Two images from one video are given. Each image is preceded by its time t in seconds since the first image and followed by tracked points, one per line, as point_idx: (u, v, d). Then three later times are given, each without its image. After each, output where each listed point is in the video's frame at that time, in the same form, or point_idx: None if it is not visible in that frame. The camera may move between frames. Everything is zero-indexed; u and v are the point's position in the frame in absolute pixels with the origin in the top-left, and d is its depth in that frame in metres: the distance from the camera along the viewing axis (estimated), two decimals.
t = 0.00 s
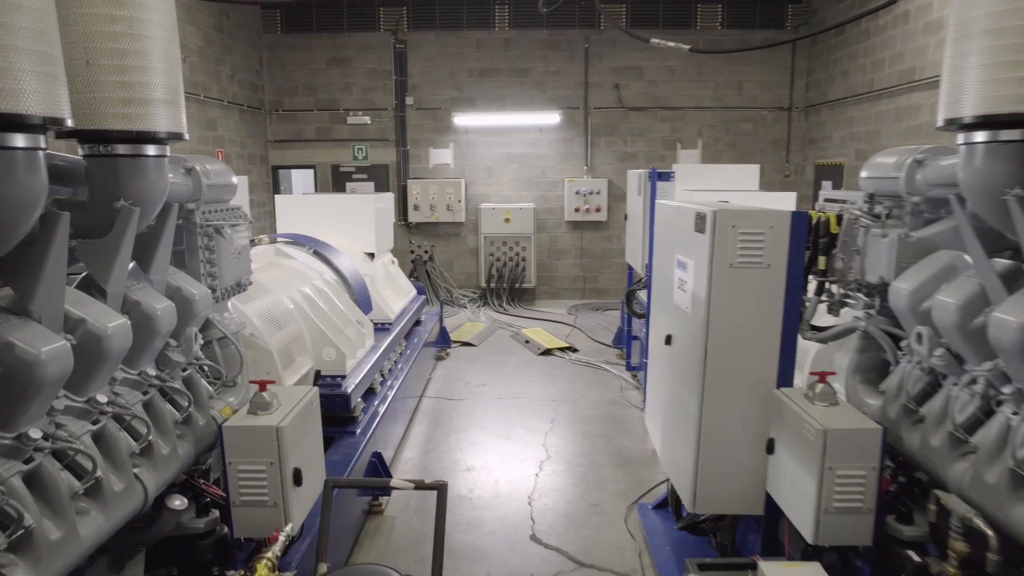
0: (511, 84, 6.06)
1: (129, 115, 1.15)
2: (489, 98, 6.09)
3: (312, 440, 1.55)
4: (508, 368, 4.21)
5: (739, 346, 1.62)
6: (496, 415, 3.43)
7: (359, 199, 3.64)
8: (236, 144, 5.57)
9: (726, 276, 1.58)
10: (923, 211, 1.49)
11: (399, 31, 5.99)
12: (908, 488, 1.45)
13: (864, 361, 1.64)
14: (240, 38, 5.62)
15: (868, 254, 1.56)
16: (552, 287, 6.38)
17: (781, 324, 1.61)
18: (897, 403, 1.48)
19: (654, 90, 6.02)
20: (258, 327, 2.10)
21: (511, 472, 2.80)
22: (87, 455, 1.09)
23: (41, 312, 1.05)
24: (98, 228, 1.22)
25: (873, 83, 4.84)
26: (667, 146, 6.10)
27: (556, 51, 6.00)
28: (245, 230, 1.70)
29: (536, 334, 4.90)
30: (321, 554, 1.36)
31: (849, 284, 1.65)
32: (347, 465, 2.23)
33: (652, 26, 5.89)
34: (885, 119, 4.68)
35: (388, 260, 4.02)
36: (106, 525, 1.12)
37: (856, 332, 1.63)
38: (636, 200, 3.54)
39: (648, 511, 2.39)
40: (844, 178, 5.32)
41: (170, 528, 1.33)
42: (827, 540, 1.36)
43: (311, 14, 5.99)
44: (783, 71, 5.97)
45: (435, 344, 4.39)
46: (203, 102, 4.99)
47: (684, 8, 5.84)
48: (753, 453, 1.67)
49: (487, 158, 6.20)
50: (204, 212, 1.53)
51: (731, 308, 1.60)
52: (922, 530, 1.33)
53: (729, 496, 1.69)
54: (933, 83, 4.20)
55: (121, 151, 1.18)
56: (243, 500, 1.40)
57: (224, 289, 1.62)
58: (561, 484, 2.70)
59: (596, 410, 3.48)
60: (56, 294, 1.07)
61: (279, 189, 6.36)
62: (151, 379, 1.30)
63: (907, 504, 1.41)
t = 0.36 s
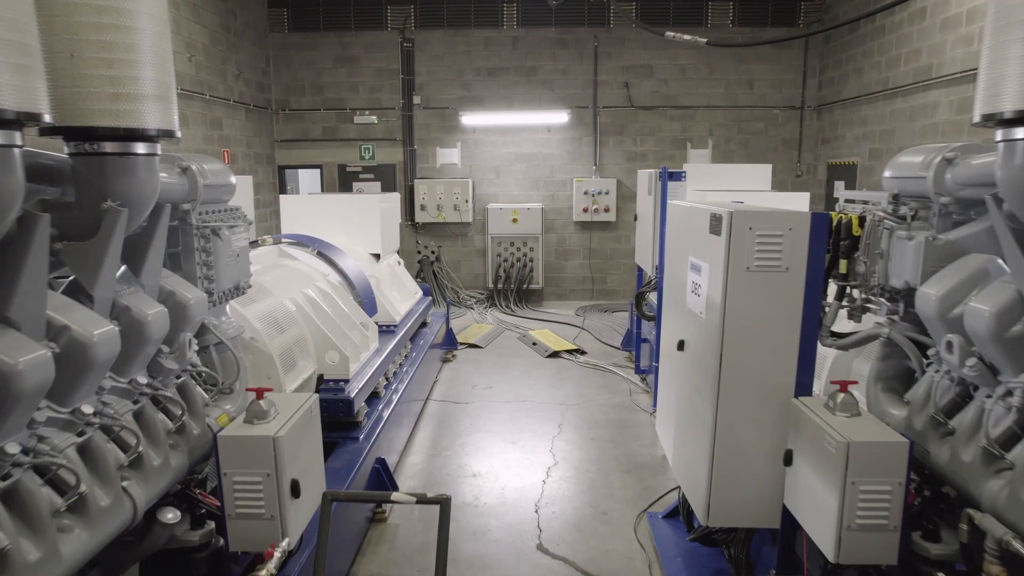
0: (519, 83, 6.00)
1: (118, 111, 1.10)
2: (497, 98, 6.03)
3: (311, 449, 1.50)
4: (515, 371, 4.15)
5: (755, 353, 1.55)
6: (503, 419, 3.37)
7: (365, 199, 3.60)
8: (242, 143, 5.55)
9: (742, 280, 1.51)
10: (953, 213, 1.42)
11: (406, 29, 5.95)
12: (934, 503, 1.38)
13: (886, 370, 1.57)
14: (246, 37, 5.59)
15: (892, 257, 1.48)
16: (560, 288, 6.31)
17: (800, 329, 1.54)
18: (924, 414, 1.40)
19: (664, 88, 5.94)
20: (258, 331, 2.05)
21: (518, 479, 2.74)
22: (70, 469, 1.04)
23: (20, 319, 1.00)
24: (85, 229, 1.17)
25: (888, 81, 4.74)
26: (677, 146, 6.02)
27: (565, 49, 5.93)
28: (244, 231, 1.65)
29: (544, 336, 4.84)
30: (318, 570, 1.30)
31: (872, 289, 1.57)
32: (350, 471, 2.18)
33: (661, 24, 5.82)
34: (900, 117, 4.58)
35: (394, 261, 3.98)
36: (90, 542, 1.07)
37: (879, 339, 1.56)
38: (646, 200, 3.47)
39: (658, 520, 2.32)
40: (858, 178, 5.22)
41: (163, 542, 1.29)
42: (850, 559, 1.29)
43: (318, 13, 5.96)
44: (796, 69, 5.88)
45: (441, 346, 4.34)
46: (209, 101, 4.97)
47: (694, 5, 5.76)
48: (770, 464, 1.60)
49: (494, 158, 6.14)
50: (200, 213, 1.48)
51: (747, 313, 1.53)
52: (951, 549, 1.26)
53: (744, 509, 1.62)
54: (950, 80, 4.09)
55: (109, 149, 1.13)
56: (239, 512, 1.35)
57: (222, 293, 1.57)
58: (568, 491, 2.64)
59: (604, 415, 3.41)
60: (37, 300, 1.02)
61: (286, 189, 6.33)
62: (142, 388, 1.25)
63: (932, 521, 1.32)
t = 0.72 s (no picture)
0: (518, 82, 5.94)
1: (93, 107, 1.05)
2: (496, 97, 5.97)
3: (301, 461, 1.44)
4: (515, 374, 4.09)
5: (764, 360, 1.49)
6: (502, 423, 3.31)
7: (362, 199, 3.54)
8: (239, 143, 5.49)
9: (751, 284, 1.45)
10: (971, 215, 1.36)
11: (405, 28, 5.89)
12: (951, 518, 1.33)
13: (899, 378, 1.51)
14: (244, 36, 5.53)
15: (908, 261, 1.42)
16: (560, 289, 6.26)
17: (811, 335, 1.48)
18: (942, 425, 1.35)
19: (665, 88, 5.88)
20: (250, 336, 2.00)
21: (518, 486, 2.68)
22: (40, 489, 0.98)
23: None
24: (55, 232, 1.12)
25: (892, 80, 4.67)
26: (679, 146, 5.96)
27: (565, 48, 5.87)
28: (233, 233, 1.60)
29: (544, 338, 4.78)
30: None
31: (886, 293, 1.51)
32: (344, 480, 2.12)
33: (662, 23, 5.76)
34: (905, 117, 4.52)
35: (392, 262, 3.93)
36: (62, 565, 1.01)
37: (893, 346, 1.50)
38: (648, 200, 3.41)
39: (661, 530, 2.26)
40: (861, 178, 5.16)
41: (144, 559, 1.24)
42: None
43: (316, 11, 5.90)
44: (798, 68, 5.82)
45: (440, 349, 4.28)
46: (205, 100, 4.91)
47: (696, 4, 5.70)
48: (779, 475, 1.54)
49: (494, 158, 6.08)
50: (186, 215, 1.43)
51: (756, 318, 1.47)
52: (972, 566, 1.20)
53: (752, 522, 1.56)
54: (957, 79, 4.03)
55: (83, 147, 1.07)
56: (225, 528, 1.30)
57: (209, 298, 1.51)
58: (569, 498, 2.58)
59: (605, 419, 3.35)
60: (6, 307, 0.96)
61: (284, 189, 6.28)
62: (122, 399, 1.19)
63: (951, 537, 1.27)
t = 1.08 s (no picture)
0: (518, 81, 5.88)
1: (65, 101, 0.99)
2: (496, 96, 5.92)
3: (290, 473, 1.38)
4: (514, 377, 4.03)
5: (773, 367, 1.43)
6: (501, 428, 3.25)
7: (359, 199, 3.48)
8: (236, 143, 5.44)
9: (760, 288, 1.40)
10: (993, 216, 1.30)
11: (404, 26, 5.83)
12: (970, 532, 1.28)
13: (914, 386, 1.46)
14: (240, 34, 5.48)
15: (925, 264, 1.36)
16: (560, 290, 6.20)
17: (822, 342, 1.42)
18: (963, 437, 1.29)
19: (666, 87, 5.83)
20: (241, 341, 1.94)
21: (517, 493, 2.62)
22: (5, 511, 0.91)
23: None
24: (26, 235, 1.07)
25: (896, 79, 4.62)
26: (680, 145, 5.90)
27: (565, 47, 5.81)
28: (220, 235, 1.54)
29: (544, 340, 4.72)
30: None
31: (901, 299, 1.44)
32: (339, 488, 2.07)
33: (663, 22, 5.71)
34: (910, 116, 4.46)
35: (389, 263, 3.88)
36: None
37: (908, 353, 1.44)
38: (650, 201, 3.35)
39: (664, 540, 2.20)
40: (865, 179, 5.10)
41: None
42: None
43: (314, 10, 5.84)
44: (801, 67, 5.77)
45: (438, 351, 4.22)
46: (201, 100, 4.85)
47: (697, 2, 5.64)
48: (788, 486, 1.48)
49: (493, 158, 6.02)
50: (171, 217, 1.37)
51: (765, 324, 1.41)
52: None
53: (761, 536, 1.51)
54: (962, 77, 3.97)
55: (54, 145, 1.02)
56: (209, 544, 1.24)
57: (195, 303, 1.45)
58: (570, 506, 2.52)
59: (606, 424, 3.29)
60: None
61: (281, 189, 6.22)
62: (99, 411, 1.13)
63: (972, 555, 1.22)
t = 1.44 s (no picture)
0: (518, 80, 5.82)
1: (34, 96, 0.94)
2: (496, 95, 5.86)
3: (280, 485, 1.32)
4: (514, 379, 3.97)
5: (783, 374, 1.38)
6: (501, 433, 3.19)
7: (356, 199, 3.42)
8: (232, 142, 5.38)
9: (770, 293, 1.34)
10: (1015, 218, 1.23)
11: (402, 25, 5.77)
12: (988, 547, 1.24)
13: (931, 395, 1.40)
14: (237, 33, 5.42)
15: (943, 269, 1.30)
16: (560, 291, 6.14)
17: (835, 349, 1.36)
18: (985, 450, 1.23)
19: (668, 86, 5.77)
20: (231, 346, 1.88)
21: (517, 500, 2.56)
22: None
23: None
24: None
25: (901, 78, 4.56)
26: (681, 145, 5.84)
27: (566, 45, 5.75)
28: (209, 238, 1.48)
29: (544, 343, 4.66)
30: None
31: (918, 304, 1.39)
32: (333, 498, 2.00)
33: (665, 20, 5.66)
34: (915, 115, 4.41)
35: (387, 265, 3.82)
36: None
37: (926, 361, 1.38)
38: (652, 201, 3.29)
39: (669, 550, 2.13)
40: (869, 179, 5.04)
41: None
42: None
43: (312, 8, 5.78)
44: (803, 66, 5.72)
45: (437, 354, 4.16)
46: (197, 99, 4.79)
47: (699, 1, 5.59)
48: (798, 499, 1.42)
49: (493, 157, 5.96)
50: (155, 219, 1.31)
51: (774, 330, 1.36)
52: None
53: (770, 550, 1.45)
54: (968, 76, 3.92)
55: (21, 143, 0.96)
56: (194, 560, 1.18)
57: (181, 308, 1.39)
58: (570, 514, 2.46)
59: (608, 428, 3.24)
60: None
61: (279, 189, 6.16)
62: (74, 425, 1.07)
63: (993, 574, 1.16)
